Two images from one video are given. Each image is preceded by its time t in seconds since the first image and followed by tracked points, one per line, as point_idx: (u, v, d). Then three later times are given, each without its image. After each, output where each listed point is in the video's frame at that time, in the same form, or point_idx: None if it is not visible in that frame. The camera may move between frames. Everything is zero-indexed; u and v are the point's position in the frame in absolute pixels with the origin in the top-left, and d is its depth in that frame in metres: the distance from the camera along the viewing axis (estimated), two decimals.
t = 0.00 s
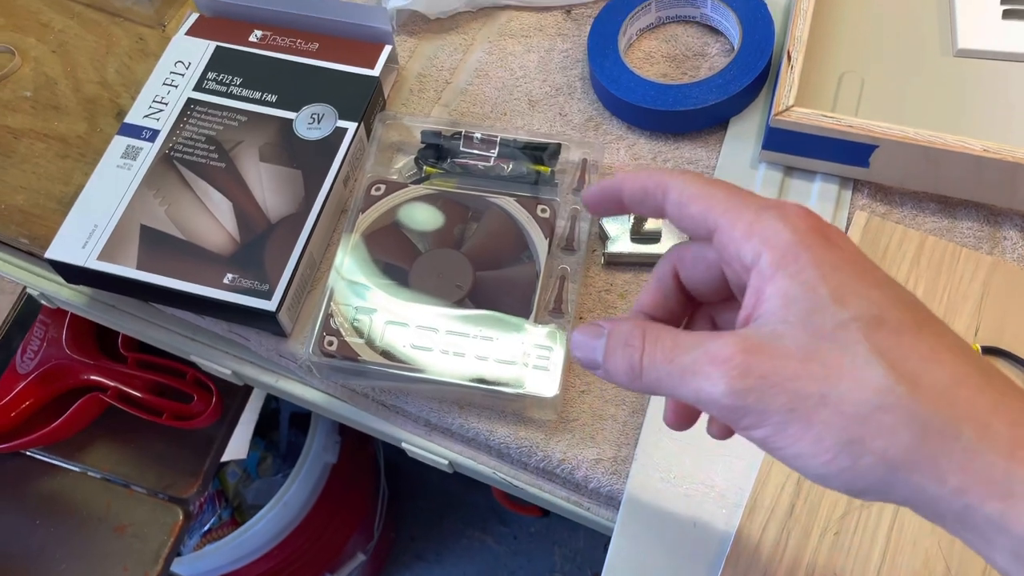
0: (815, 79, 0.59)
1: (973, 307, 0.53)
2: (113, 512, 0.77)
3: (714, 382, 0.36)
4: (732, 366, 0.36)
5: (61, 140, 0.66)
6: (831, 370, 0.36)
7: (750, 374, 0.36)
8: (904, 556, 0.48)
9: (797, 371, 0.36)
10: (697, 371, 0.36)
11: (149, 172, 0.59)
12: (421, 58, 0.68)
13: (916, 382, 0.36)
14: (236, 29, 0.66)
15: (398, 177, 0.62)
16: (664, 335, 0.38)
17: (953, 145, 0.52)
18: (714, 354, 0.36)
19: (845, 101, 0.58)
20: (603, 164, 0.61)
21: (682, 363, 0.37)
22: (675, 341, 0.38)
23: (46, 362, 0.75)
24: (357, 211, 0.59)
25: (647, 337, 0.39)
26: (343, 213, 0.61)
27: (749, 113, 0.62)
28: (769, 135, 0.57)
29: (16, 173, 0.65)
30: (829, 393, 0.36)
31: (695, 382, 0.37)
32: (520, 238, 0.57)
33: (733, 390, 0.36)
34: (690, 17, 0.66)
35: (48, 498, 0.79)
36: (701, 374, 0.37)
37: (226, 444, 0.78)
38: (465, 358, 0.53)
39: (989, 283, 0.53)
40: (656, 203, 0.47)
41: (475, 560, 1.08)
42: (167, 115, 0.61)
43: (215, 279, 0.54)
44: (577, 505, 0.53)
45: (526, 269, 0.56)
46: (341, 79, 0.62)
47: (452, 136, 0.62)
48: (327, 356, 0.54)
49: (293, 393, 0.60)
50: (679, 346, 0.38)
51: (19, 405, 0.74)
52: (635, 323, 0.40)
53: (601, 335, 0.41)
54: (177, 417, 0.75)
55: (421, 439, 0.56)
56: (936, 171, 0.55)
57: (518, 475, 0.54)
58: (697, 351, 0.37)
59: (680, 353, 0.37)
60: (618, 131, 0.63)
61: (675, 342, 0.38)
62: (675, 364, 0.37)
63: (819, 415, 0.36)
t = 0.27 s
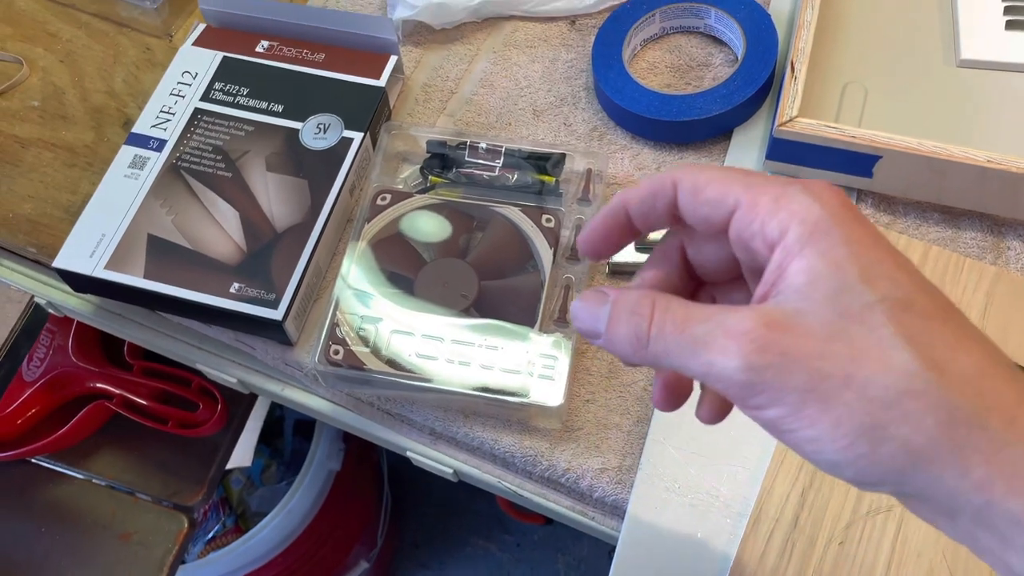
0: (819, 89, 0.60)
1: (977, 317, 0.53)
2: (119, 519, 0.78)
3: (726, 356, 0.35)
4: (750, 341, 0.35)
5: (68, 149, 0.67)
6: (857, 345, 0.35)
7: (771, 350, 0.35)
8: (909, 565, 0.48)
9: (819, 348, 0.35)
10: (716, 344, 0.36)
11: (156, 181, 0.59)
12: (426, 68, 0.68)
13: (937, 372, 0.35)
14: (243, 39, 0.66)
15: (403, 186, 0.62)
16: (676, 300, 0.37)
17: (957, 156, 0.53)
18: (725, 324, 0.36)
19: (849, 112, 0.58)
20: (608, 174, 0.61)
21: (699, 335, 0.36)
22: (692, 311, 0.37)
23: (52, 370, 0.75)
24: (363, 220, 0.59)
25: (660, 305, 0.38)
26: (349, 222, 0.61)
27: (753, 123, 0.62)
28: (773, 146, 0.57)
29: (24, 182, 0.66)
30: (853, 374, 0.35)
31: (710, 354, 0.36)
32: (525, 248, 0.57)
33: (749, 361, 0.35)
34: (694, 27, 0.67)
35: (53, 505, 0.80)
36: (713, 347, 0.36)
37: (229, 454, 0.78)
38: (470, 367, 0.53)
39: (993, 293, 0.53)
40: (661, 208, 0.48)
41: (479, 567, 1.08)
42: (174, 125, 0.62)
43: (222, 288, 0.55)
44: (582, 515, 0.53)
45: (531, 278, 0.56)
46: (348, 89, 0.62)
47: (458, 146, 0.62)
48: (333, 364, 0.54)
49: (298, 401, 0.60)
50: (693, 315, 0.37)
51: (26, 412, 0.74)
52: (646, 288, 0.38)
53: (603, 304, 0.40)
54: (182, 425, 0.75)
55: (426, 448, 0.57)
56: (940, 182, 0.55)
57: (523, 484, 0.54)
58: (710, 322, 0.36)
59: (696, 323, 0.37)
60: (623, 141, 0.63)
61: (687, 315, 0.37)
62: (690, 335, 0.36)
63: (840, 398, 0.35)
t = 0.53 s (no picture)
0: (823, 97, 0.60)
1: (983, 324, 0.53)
2: (123, 527, 0.78)
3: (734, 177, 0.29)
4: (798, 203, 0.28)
5: (74, 157, 0.67)
6: (982, 303, 0.29)
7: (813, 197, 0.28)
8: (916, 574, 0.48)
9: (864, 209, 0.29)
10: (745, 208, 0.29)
11: (161, 189, 0.59)
12: (430, 76, 0.68)
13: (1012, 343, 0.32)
14: (248, 47, 0.67)
15: (408, 194, 0.62)
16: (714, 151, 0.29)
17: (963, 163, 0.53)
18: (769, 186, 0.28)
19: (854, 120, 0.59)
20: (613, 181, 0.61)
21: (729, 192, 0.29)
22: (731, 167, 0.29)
23: (56, 377, 0.75)
24: (368, 228, 0.59)
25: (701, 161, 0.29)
26: (354, 230, 0.61)
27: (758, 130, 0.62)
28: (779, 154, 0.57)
29: (29, 190, 0.66)
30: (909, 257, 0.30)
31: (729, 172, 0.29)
32: (529, 255, 0.57)
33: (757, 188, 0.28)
34: (698, 34, 0.67)
35: (57, 512, 0.80)
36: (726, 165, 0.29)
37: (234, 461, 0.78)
38: (475, 375, 0.53)
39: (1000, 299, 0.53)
40: (757, 20, 0.45)
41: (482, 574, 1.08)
42: (179, 133, 0.62)
43: (227, 296, 0.55)
44: (587, 523, 0.53)
45: (536, 286, 0.56)
46: (352, 97, 0.63)
47: (462, 154, 0.62)
48: (338, 372, 0.54)
49: (303, 409, 0.60)
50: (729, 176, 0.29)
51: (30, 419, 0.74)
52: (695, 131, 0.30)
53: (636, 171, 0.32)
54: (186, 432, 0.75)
55: (431, 456, 0.57)
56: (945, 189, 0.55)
57: (528, 492, 0.54)
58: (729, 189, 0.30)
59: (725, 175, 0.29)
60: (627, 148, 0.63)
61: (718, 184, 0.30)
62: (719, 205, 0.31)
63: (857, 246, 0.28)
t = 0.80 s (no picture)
0: (831, 101, 0.60)
1: (993, 328, 0.52)
2: (129, 531, 0.78)
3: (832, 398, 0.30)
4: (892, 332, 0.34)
5: (82, 161, 0.67)
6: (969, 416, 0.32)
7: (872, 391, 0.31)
8: None
9: (912, 398, 0.31)
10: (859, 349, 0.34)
11: (170, 193, 0.59)
12: (438, 80, 0.68)
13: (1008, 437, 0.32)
14: (257, 52, 0.67)
15: (415, 198, 0.62)
16: (842, 268, 0.35)
17: (972, 167, 0.53)
18: (881, 312, 0.34)
19: (862, 123, 0.59)
20: (620, 185, 0.61)
21: (845, 319, 0.35)
22: (860, 291, 0.35)
23: (64, 381, 0.75)
24: (376, 231, 0.59)
25: (837, 284, 0.35)
26: (361, 233, 0.61)
27: (766, 134, 0.62)
28: (787, 157, 0.57)
29: (38, 194, 0.66)
30: (947, 425, 0.31)
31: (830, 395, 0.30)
32: (537, 258, 0.57)
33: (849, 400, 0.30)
34: (706, 38, 0.67)
35: (63, 515, 0.80)
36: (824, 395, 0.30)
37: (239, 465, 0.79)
38: (484, 378, 0.53)
39: (1010, 303, 0.53)
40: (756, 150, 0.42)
41: None
42: (188, 137, 0.62)
43: (236, 299, 0.55)
44: (596, 526, 0.53)
45: (544, 289, 0.56)
46: (360, 101, 0.63)
47: (470, 158, 0.63)
48: (346, 375, 0.54)
49: (311, 412, 0.60)
50: (847, 304, 0.35)
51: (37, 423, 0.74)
52: (832, 254, 0.35)
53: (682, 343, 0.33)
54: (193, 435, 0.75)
55: (439, 459, 0.57)
56: (953, 192, 0.55)
57: (537, 496, 0.54)
58: (835, 314, 0.35)
59: (853, 305, 0.35)
60: (635, 152, 0.63)
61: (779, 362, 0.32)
62: (826, 331, 0.37)
63: (932, 439, 0.30)
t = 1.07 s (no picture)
0: (821, 104, 0.59)
1: (983, 332, 0.52)
2: (118, 537, 0.78)
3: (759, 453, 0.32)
4: (830, 374, 0.35)
5: (68, 165, 0.67)
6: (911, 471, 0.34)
7: (801, 447, 0.33)
8: None
9: (841, 452, 0.33)
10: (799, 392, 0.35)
11: (155, 197, 0.59)
12: (427, 83, 0.68)
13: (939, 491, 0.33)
14: (244, 55, 0.66)
15: (402, 202, 0.61)
16: (780, 309, 0.37)
17: (961, 170, 0.52)
18: (821, 352, 0.36)
19: (852, 126, 0.58)
20: (609, 188, 0.61)
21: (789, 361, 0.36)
22: (800, 331, 0.36)
23: (51, 386, 0.75)
24: (362, 235, 0.59)
25: (777, 328, 0.36)
26: (348, 237, 0.61)
27: (755, 137, 0.62)
28: (776, 160, 0.57)
29: (24, 198, 0.66)
30: (875, 477, 0.33)
31: (758, 453, 0.32)
32: (525, 263, 0.56)
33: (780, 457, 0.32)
34: (695, 41, 0.67)
35: (51, 521, 0.79)
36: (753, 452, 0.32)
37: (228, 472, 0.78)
38: (469, 383, 0.52)
39: (1000, 307, 0.53)
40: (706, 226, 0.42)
41: None
42: (174, 141, 0.62)
43: (219, 303, 0.54)
44: (582, 533, 0.52)
45: (531, 293, 0.55)
46: (347, 104, 0.62)
47: (457, 161, 0.62)
48: (330, 380, 0.53)
49: (296, 418, 0.59)
50: (789, 346, 0.36)
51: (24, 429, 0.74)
52: (768, 295, 0.37)
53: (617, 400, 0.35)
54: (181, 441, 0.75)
55: (424, 465, 0.56)
56: (944, 195, 0.55)
57: (523, 502, 0.54)
58: (777, 356, 0.36)
59: (795, 347, 0.36)
60: (624, 155, 0.63)
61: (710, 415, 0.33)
62: (772, 373, 0.38)
63: (860, 494, 0.32)
